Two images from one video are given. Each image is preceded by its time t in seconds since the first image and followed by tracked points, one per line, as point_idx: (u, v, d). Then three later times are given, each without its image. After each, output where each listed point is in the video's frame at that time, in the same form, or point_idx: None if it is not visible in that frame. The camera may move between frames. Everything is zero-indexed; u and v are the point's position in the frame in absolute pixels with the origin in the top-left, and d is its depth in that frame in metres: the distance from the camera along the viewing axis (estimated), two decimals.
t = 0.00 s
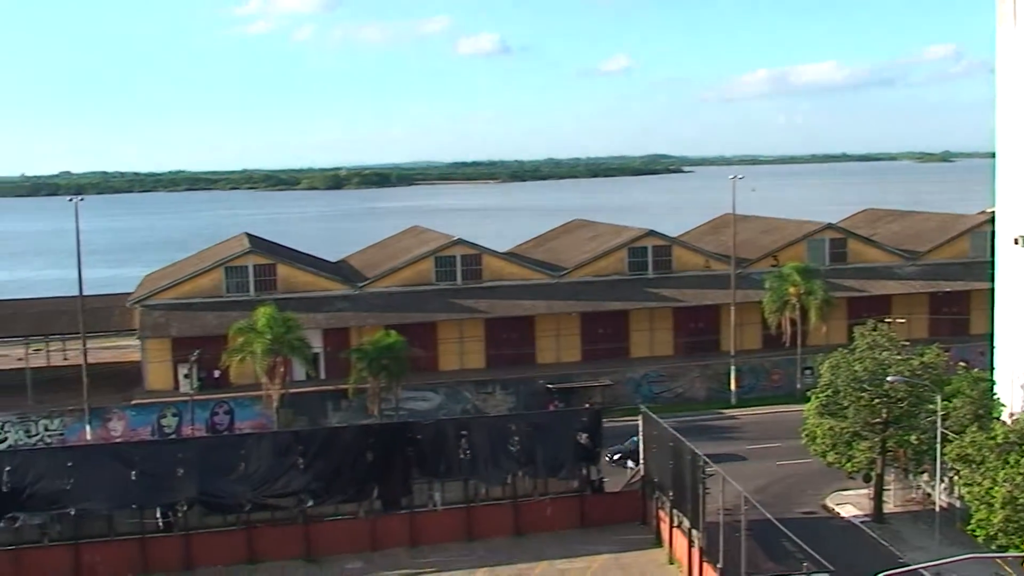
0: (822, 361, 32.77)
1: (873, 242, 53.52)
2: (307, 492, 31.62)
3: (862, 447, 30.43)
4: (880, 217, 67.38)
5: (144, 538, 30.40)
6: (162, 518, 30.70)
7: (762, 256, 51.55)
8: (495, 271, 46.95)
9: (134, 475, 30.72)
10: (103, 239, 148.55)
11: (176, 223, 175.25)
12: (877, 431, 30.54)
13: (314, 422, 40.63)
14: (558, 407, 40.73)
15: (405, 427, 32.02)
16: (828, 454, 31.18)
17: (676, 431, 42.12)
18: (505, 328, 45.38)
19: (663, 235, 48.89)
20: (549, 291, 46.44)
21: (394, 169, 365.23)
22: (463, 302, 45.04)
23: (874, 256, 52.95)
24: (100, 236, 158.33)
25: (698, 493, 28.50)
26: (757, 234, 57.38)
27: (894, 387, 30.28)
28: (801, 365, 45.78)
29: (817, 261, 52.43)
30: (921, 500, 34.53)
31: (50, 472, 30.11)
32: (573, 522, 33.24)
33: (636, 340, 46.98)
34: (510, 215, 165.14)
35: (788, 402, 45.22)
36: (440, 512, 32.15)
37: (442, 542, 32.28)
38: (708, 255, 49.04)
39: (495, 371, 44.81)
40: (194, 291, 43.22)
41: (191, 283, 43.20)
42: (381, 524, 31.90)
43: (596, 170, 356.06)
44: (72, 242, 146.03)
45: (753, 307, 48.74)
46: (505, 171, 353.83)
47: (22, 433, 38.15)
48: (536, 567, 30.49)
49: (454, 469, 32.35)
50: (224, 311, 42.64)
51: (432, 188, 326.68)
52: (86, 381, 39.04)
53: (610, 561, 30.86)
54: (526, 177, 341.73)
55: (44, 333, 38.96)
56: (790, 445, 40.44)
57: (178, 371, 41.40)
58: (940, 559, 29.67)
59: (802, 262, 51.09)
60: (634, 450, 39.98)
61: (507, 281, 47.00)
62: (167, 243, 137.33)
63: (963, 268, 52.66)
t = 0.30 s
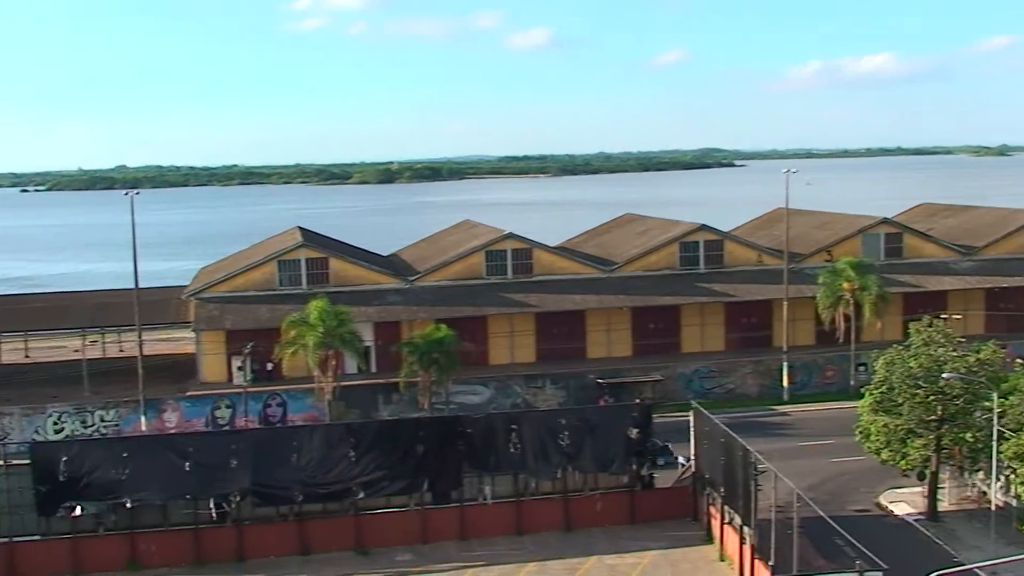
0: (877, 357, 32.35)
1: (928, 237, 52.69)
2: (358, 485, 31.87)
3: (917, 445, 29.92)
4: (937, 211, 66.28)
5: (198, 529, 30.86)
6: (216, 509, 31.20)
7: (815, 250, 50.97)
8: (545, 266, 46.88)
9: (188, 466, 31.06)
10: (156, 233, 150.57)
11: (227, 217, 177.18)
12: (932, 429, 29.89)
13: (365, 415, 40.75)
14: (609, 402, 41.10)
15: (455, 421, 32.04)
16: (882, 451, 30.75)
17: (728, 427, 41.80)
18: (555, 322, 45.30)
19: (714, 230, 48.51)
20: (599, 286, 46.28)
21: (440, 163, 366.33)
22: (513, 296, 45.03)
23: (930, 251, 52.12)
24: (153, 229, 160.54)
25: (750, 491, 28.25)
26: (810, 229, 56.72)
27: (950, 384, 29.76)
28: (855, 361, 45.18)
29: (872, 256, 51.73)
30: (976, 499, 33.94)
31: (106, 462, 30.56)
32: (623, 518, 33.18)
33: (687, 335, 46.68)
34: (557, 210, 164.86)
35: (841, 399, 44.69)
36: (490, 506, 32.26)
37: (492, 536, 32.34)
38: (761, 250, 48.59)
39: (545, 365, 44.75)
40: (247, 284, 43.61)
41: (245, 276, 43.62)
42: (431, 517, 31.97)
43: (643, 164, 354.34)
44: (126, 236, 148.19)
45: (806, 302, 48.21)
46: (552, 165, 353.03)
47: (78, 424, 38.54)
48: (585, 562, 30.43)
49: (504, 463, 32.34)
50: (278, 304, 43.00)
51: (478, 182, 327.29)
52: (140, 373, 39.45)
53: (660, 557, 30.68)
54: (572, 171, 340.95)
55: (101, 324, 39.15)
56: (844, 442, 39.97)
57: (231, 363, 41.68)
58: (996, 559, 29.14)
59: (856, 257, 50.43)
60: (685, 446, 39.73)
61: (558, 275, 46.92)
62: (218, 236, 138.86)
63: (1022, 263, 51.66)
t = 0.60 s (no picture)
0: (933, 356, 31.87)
1: (985, 234, 51.80)
2: (409, 481, 31.99)
3: (973, 445, 29.39)
4: (995, 208, 65.12)
5: (252, 523, 31.14)
6: (269, 504, 31.47)
7: (870, 248, 50.32)
8: (597, 263, 46.73)
9: (242, 461, 31.37)
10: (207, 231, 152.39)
11: (278, 215, 178.94)
12: (989, 428, 29.43)
13: (416, 411, 40.79)
14: (661, 400, 40.86)
15: (507, 418, 32.08)
16: (938, 451, 30.26)
17: (781, 426, 41.42)
18: (606, 320, 45.14)
19: (768, 227, 48.06)
20: (651, 284, 46.05)
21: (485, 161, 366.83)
22: (564, 293, 44.95)
23: (987, 248, 51.23)
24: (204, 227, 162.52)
25: (802, 491, 27.95)
26: (865, 226, 56.02)
27: (1007, 383, 29.26)
28: (911, 360, 44.54)
29: (928, 254, 50.94)
30: None
31: (161, 457, 30.98)
32: (675, 517, 33.00)
33: (739, 333, 46.32)
34: (603, 207, 164.33)
35: (897, 399, 44.09)
36: (541, 503, 32.20)
37: (543, 533, 32.29)
38: (815, 247, 48.07)
39: (596, 363, 44.63)
40: (300, 282, 43.92)
41: (298, 273, 43.95)
42: (482, 513, 32.01)
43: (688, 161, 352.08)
44: (177, 234, 150.19)
45: (861, 301, 47.61)
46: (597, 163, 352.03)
47: (134, 419, 38.94)
48: (636, 561, 30.29)
49: (555, 460, 32.30)
50: (331, 301, 43.30)
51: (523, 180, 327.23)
52: (196, 369, 39.85)
53: (711, 557, 30.46)
54: (617, 168, 339.79)
55: (156, 320, 39.44)
56: (899, 442, 39.42)
57: (284, 359, 42.01)
58: None
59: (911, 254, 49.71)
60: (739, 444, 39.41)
61: (610, 273, 46.75)
62: (268, 234, 140.16)
63: None
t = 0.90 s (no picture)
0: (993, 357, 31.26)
1: None
2: (462, 479, 32.05)
3: None
4: None
5: (306, 519, 31.40)
6: (323, 500, 31.69)
7: (928, 247, 49.55)
8: (650, 262, 46.49)
9: (296, 457, 31.63)
10: (258, 229, 153.93)
11: (327, 213, 180.27)
12: None
13: (470, 409, 40.81)
14: (715, 400, 40.63)
15: (560, 418, 32.01)
16: (997, 454, 29.76)
17: (838, 427, 40.95)
18: (659, 319, 44.88)
19: (824, 226, 47.52)
20: (705, 283, 45.74)
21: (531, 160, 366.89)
22: (618, 292, 44.79)
23: None
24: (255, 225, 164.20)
25: (858, 493, 27.60)
26: (923, 225, 55.16)
27: None
28: (970, 361, 43.80)
29: (988, 253, 50.02)
30: None
31: (217, 452, 31.32)
32: (729, 518, 32.75)
33: (795, 333, 45.86)
34: (651, 206, 163.53)
35: (956, 400, 43.39)
36: (594, 502, 32.09)
37: (595, 533, 32.18)
38: (872, 246, 47.44)
39: (650, 362, 44.41)
40: (354, 279, 44.15)
41: (352, 271, 44.22)
42: (535, 512, 31.98)
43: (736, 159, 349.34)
44: (229, 232, 151.99)
45: (919, 300, 46.91)
46: (644, 161, 350.57)
47: (191, 415, 39.28)
48: (690, 561, 30.11)
49: (608, 460, 32.20)
50: (385, 299, 43.52)
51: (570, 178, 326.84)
52: (253, 365, 40.13)
53: (765, 558, 30.17)
54: (663, 167, 338.00)
55: (213, 317, 39.80)
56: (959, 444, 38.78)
57: (339, 356, 42.27)
58: None
59: (971, 253, 48.87)
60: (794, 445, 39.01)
61: (663, 272, 46.50)
62: (318, 232, 141.29)
63: None
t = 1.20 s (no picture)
0: None
1: None
2: (511, 475, 32.03)
3: None
4: None
5: (356, 512, 31.50)
6: (373, 495, 31.77)
7: (985, 246, 48.76)
8: (701, 260, 46.20)
9: (346, 452, 31.87)
10: (304, 226, 155.22)
11: (373, 211, 181.23)
12: None
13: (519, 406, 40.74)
14: (765, 399, 40.43)
15: (610, 415, 31.94)
16: None
17: (891, 427, 40.45)
18: (710, 317, 44.60)
19: (878, 224, 46.96)
20: (756, 281, 45.39)
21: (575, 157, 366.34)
22: (668, 289, 44.58)
23: None
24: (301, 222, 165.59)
25: (911, 495, 27.28)
26: (980, 223, 54.29)
27: None
28: None
29: None
30: None
31: (268, 446, 31.63)
32: (779, 518, 32.49)
33: (847, 332, 45.39)
34: (697, 203, 162.57)
35: (1012, 402, 42.67)
36: (642, 500, 31.95)
37: (644, 531, 32.04)
38: (927, 245, 46.79)
39: (700, 360, 44.17)
40: (405, 275, 44.36)
41: (403, 267, 44.42)
42: (583, 509, 31.87)
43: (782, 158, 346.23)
44: (276, 228, 153.46)
45: (974, 300, 46.18)
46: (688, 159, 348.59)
47: (243, 408, 39.63)
48: (740, 561, 29.89)
49: (657, 458, 32.09)
50: (434, 295, 43.67)
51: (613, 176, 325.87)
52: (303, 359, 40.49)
53: (816, 559, 29.89)
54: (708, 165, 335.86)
55: (265, 311, 40.09)
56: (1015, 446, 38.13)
57: (389, 352, 42.44)
58: None
59: None
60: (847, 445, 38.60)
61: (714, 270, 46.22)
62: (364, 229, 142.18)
63: None
